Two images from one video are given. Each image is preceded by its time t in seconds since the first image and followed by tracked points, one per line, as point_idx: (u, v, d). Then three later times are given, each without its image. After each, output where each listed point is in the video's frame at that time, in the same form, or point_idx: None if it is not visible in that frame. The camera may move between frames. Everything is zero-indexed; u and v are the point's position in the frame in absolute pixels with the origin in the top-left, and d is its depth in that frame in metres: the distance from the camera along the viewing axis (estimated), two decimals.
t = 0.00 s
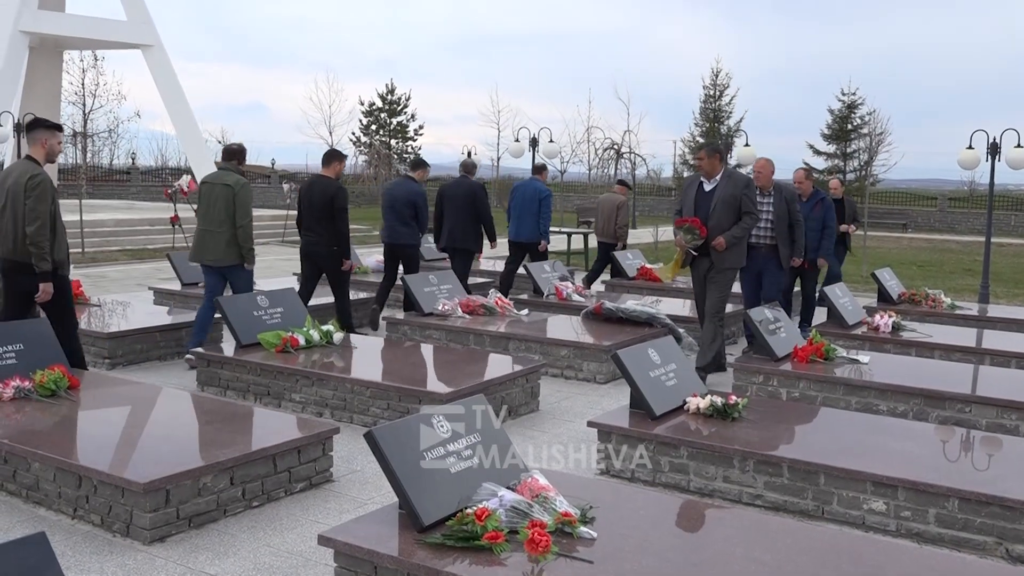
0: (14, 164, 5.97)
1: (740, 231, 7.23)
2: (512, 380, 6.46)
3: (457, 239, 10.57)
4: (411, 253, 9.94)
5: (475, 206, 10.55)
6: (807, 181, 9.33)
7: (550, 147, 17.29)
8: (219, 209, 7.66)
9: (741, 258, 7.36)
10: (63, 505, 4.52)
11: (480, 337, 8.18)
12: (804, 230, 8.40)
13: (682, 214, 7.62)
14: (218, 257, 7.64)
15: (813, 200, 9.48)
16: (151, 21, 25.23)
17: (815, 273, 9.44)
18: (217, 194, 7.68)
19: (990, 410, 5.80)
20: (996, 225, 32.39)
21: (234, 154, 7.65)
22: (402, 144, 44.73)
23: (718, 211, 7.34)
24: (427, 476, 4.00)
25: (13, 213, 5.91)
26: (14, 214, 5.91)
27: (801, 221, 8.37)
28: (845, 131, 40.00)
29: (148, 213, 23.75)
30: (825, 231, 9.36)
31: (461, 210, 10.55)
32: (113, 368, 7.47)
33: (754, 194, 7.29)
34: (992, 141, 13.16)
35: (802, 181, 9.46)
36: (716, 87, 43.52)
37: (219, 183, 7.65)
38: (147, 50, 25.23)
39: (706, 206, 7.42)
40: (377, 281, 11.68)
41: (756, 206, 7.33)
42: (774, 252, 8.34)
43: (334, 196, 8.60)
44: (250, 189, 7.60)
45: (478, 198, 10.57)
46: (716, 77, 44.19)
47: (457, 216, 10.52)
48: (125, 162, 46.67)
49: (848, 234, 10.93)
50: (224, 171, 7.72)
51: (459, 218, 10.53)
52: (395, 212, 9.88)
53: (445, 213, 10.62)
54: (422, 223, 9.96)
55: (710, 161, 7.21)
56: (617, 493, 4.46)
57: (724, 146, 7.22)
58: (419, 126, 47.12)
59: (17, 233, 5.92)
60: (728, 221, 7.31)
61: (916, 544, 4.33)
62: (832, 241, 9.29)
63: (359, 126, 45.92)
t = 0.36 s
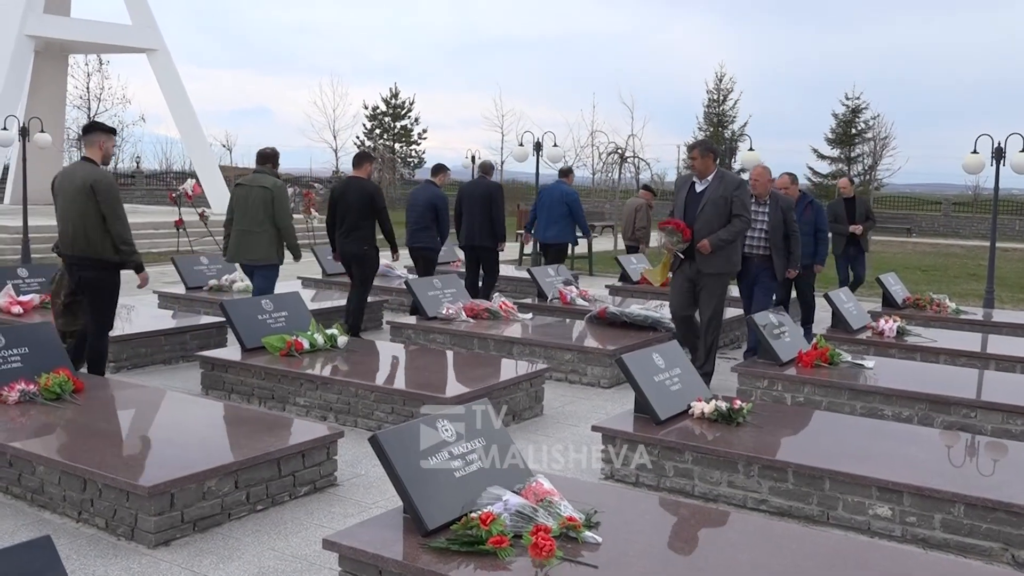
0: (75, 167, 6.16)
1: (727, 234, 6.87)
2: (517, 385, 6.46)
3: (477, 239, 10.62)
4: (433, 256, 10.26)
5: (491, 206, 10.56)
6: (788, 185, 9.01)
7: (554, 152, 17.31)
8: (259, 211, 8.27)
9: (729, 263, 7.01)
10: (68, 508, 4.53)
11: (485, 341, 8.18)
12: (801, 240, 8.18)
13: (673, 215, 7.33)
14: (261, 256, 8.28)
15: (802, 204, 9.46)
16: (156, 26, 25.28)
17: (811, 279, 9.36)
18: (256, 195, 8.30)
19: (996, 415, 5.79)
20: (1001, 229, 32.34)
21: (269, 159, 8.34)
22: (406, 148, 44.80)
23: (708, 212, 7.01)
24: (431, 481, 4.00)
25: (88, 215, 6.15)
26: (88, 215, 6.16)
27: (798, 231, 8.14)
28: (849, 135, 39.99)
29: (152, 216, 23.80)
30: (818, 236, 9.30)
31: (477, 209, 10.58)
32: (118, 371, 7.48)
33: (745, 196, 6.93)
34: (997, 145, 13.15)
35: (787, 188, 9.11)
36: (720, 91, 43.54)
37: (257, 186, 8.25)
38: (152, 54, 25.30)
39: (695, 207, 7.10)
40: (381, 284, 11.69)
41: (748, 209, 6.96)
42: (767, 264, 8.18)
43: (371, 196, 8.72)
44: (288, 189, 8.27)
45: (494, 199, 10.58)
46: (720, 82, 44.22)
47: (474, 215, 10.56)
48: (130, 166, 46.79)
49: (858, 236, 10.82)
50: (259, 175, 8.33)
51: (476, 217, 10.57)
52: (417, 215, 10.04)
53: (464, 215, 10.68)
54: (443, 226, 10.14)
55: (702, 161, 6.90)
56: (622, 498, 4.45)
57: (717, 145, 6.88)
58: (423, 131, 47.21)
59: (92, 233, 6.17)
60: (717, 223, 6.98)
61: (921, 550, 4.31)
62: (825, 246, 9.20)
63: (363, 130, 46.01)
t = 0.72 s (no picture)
0: (123, 174, 6.61)
1: (716, 240, 6.76)
2: (523, 389, 6.46)
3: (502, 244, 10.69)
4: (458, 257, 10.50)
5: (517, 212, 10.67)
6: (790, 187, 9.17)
7: (560, 156, 17.33)
8: (288, 214, 8.60)
9: (716, 270, 6.92)
10: (76, 512, 4.53)
11: (491, 346, 8.18)
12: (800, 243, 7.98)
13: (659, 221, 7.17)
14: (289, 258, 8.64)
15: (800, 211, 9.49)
16: (163, 30, 25.34)
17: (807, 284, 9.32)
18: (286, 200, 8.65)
19: (1005, 420, 5.77)
20: (1009, 234, 32.24)
21: (298, 164, 8.62)
22: (412, 152, 44.85)
23: (697, 218, 6.86)
24: (439, 485, 4.00)
25: (137, 216, 6.55)
26: (138, 215, 6.55)
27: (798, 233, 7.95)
28: (855, 139, 39.92)
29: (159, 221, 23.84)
30: (815, 243, 9.34)
31: (505, 215, 10.71)
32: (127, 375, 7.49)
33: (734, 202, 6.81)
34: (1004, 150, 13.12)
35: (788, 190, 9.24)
36: (726, 95, 43.54)
37: (287, 190, 8.58)
38: (160, 58, 25.36)
39: (683, 214, 6.95)
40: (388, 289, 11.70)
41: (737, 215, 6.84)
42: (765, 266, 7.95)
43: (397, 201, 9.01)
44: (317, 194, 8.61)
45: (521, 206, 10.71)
46: (726, 86, 44.25)
47: (501, 221, 10.69)
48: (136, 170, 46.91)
49: (865, 244, 10.75)
50: (289, 180, 8.65)
51: (502, 223, 10.69)
52: (439, 218, 10.33)
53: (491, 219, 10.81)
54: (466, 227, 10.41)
55: (690, 166, 6.71)
56: (629, 503, 4.45)
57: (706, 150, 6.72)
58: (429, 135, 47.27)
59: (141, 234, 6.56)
60: (705, 230, 6.85)
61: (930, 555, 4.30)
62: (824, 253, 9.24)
63: (369, 135, 46.09)
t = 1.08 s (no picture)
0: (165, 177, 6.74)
1: (709, 243, 6.69)
2: (530, 394, 6.46)
3: (527, 247, 10.98)
4: (483, 262, 10.52)
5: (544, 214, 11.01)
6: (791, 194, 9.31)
7: (566, 161, 17.34)
8: (314, 219, 8.72)
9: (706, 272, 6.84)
10: (83, 515, 4.54)
11: (498, 351, 8.19)
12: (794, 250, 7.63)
13: (638, 223, 6.99)
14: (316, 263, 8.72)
15: (802, 217, 9.30)
16: (171, 35, 25.42)
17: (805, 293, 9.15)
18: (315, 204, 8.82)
19: (1013, 427, 5.75)
20: (1016, 240, 32.16)
21: (331, 171, 8.71)
22: (418, 157, 44.92)
23: (683, 221, 6.75)
24: (446, 490, 4.00)
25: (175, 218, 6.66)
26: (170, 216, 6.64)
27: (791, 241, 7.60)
28: (862, 145, 39.88)
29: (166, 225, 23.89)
30: (816, 251, 9.17)
31: (531, 217, 11.02)
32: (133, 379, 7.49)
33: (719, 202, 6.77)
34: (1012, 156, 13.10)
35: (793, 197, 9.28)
36: (732, 100, 43.56)
37: (314, 196, 8.75)
38: (167, 63, 25.44)
39: (668, 217, 6.80)
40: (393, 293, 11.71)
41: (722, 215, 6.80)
42: (758, 277, 7.63)
43: (425, 206, 9.25)
44: (342, 199, 8.72)
45: (547, 207, 11.10)
46: (732, 91, 44.26)
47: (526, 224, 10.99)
48: (143, 174, 47.04)
49: (876, 250, 10.71)
50: (319, 186, 8.79)
51: (528, 225, 11.01)
52: (461, 223, 10.40)
53: (516, 222, 11.15)
54: (488, 232, 10.46)
55: (675, 167, 6.59)
56: (636, 509, 4.44)
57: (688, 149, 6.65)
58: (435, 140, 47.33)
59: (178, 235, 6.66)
60: (694, 232, 6.75)
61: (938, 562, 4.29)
62: (824, 262, 9.08)
63: (376, 139, 46.18)
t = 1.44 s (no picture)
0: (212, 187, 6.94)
1: (700, 260, 6.25)
2: (534, 400, 6.45)
3: (546, 254, 11.27)
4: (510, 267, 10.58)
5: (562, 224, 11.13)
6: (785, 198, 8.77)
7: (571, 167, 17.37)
8: (356, 224, 8.69)
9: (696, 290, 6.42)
10: (89, 521, 4.54)
11: (503, 356, 8.19)
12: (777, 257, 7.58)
13: (626, 235, 6.56)
14: (357, 266, 8.69)
15: (797, 223, 8.86)
16: (177, 41, 25.50)
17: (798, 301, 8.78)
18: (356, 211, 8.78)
19: (1019, 434, 5.73)
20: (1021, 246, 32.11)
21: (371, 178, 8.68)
22: (422, 162, 44.98)
23: (672, 236, 6.30)
24: (451, 495, 4.00)
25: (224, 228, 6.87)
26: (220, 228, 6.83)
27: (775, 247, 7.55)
28: (866, 151, 39.88)
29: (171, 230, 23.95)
30: (810, 257, 8.70)
31: (550, 227, 11.18)
32: (138, 384, 7.50)
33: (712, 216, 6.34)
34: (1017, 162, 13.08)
35: (786, 202, 8.83)
36: (737, 106, 43.59)
37: (356, 202, 8.71)
38: (173, 69, 25.52)
39: (656, 230, 6.37)
40: (398, 298, 11.72)
41: (715, 230, 6.37)
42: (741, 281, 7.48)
43: (460, 213, 9.95)
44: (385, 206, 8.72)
45: (564, 216, 11.11)
46: (737, 97, 44.32)
47: (545, 233, 11.21)
48: (148, 181, 47.17)
49: (882, 256, 10.71)
50: (359, 192, 8.77)
51: (547, 234, 11.22)
52: (492, 229, 10.47)
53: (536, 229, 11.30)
54: (517, 240, 10.57)
55: (665, 176, 6.15)
56: (642, 515, 4.44)
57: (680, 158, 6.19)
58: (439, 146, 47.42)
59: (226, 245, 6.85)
60: (684, 246, 6.31)
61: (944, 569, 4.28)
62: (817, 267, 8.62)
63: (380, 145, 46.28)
